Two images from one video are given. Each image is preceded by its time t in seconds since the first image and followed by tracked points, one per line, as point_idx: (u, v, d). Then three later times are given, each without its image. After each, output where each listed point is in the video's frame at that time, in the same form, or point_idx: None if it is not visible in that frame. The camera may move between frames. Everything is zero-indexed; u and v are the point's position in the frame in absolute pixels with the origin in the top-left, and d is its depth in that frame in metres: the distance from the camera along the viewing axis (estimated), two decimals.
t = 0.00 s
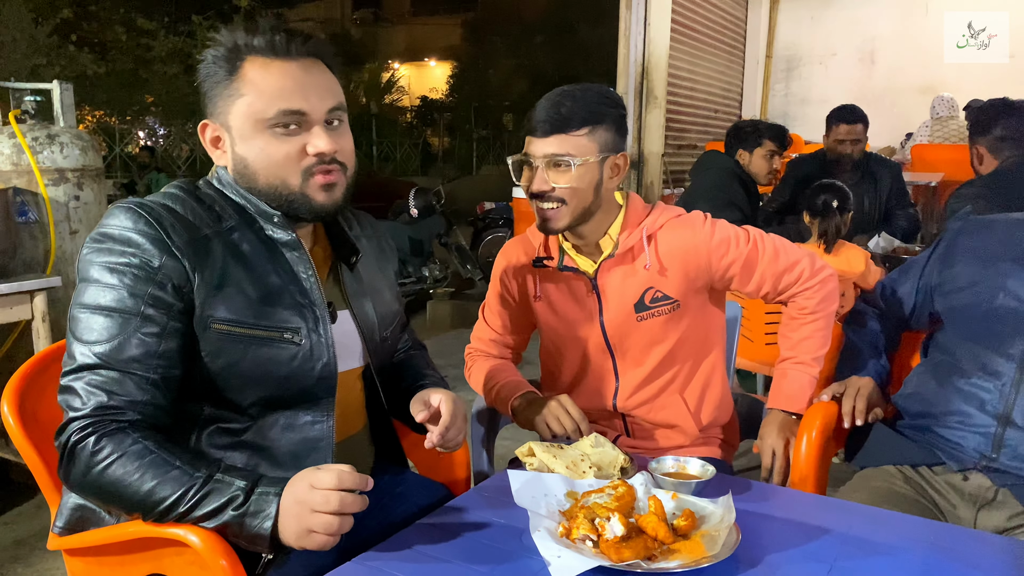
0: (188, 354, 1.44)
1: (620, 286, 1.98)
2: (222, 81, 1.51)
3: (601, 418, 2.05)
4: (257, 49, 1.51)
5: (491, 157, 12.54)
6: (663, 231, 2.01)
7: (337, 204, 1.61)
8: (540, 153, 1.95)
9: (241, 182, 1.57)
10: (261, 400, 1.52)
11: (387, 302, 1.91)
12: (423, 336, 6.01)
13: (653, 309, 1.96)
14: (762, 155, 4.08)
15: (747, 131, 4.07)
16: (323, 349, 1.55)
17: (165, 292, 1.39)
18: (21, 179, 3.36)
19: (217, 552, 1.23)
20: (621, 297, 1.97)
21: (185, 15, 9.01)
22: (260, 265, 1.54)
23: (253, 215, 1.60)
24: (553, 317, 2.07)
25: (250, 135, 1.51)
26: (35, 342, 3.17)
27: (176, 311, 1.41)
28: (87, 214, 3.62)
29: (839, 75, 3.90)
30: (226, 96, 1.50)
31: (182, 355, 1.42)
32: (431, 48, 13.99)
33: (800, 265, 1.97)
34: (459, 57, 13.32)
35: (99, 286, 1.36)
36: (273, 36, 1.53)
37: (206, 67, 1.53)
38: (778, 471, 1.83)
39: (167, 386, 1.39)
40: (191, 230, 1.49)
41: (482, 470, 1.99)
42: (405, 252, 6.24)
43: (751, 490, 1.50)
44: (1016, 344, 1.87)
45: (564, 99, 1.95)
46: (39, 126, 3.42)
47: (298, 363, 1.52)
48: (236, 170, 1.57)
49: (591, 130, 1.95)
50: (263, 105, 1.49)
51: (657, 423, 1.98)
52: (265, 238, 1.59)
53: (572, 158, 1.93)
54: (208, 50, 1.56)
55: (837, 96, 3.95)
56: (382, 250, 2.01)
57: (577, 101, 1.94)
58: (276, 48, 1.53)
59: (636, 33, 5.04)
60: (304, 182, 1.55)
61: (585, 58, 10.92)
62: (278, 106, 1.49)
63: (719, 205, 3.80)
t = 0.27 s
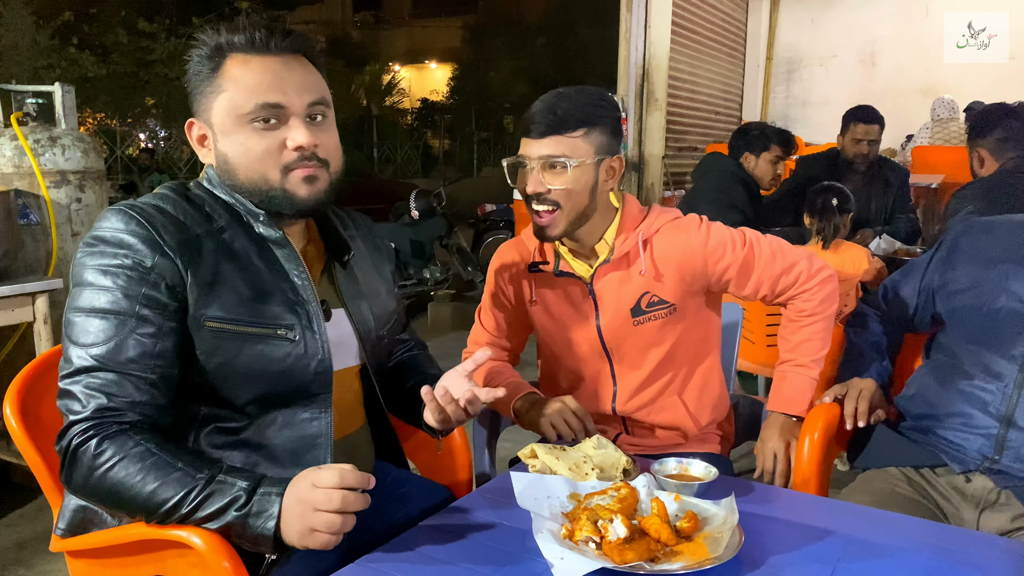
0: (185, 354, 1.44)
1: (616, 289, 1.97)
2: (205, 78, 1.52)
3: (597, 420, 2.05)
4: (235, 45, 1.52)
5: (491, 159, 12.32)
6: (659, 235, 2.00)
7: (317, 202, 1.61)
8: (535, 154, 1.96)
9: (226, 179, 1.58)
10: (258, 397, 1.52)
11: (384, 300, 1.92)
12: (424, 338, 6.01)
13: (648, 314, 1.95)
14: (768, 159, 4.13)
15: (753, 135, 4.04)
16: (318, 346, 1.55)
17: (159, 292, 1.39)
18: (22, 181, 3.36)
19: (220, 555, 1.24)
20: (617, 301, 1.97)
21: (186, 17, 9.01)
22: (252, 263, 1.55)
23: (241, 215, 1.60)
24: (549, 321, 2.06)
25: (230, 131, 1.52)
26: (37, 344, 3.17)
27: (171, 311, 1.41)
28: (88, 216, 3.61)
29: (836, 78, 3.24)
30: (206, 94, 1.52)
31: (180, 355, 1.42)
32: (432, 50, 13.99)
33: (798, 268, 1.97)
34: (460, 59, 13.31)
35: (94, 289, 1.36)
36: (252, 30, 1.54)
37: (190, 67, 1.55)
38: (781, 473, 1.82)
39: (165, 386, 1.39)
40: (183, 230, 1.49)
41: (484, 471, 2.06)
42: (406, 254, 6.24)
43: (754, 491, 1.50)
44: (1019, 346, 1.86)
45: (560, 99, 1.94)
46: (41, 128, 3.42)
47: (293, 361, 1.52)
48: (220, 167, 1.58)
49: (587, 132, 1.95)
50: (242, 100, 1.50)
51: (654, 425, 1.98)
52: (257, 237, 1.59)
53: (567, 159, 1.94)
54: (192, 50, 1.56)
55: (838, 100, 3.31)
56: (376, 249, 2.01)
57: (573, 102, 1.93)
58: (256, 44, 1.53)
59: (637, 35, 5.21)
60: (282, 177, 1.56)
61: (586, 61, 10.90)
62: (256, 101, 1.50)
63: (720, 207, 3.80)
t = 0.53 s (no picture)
0: (178, 353, 1.44)
1: (619, 289, 1.97)
2: (223, 68, 1.51)
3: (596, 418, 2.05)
4: (266, 44, 1.52)
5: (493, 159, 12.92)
6: (661, 235, 2.00)
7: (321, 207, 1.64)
8: (543, 149, 1.95)
9: (229, 173, 1.57)
10: (251, 396, 1.51)
11: (377, 300, 1.91)
12: (426, 337, 6.00)
13: (650, 313, 1.95)
14: (773, 156, 4.08)
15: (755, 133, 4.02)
16: (312, 342, 1.55)
17: (149, 291, 1.39)
18: (23, 181, 3.36)
19: (221, 554, 1.23)
20: (618, 302, 1.96)
21: (187, 17, 9.01)
22: (242, 260, 1.55)
23: (231, 211, 1.60)
24: (550, 318, 2.06)
25: (243, 127, 1.52)
26: (38, 344, 3.17)
27: (162, 310, 1.40)
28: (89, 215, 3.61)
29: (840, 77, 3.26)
30: (224, 82, 1.51)
31: (173, 353, 1.42)
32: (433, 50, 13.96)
33: (800, 266, 1.96)
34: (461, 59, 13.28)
35: (84, 290, 1.35)
36: (289, 35, 1.55)
37: (208, 53, 1.54)
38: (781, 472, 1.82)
39: (160, 384, 1.39)
40: (171, 229, 1.49)
41: (485, 469, 1.99)
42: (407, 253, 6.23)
43: (757, 490, 1.49)
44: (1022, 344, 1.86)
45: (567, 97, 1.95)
46: (42, 128, 3.42)
47: (286, 358, 1.52)
48: (223, 160, 1.57)
49: (596, 129, 1.95)
50: (264, 100, 1.50)
51: (654, 424, 1.98)
52: (246, 234, 1.59)
53: (576, 154, 1.93)
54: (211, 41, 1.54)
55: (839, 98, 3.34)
56: (369, 247, 2.00)
57: (581, 102, 1.93)
58: (289, 48, 1.54)
59: (638, 33, 5.15)
60: (291, 183, 1.57)
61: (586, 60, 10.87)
62: (279, 104, 1.51)
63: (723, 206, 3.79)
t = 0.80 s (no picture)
0: (175, 356, 1.44)
1: (631, 284, 1.98)
2: (236, 77, 1.50)
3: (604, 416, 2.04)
4: (280, 53, 1.53)
5: (494, 158, 12.85)
6: (674, 231, 2.02)
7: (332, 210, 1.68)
8: (557, 146, 1.99)
9: (240, 179, 1.56)
10: (249, 397, 1.52)
11: (374, 303, 1.92)
12: (428, 336, 6.01)
13: (661, 307, 1.95)
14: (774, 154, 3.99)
15: (753, 134, 3.99)
16: (311, 342, 1.55)
17: (145, 294, 1.39)
18: (26, 182, 3.38)
19: (225, 555, 1.24)
20: (630, 295, 1.97)
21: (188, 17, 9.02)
22: (238, 261, 1.55)
23: (228, 211, 1.60)
24: (562, 313, 2.06)
25: (260, 136, 1.51)
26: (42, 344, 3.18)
27: (158, 313, 1.40)
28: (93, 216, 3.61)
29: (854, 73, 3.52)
30: (239, 92, 1.49)
31: (169, 355, 1.42)
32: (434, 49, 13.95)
33: (806, 261, 1.96)
34: (462, 58, 13.27)
35: (79, 295, 1.35)
36: (301, 44, 1.57)
37: (216, 60, 1.52)
38: (776, 466, 1.79)
39: (158, 388, 1.39)
40: (166, 231, 1.49)
41: (488, 469, 1.94)
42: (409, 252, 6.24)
43: (760, 489, 1.49)
44: None
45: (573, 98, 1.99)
46: (45, 129, 3.44)
47: (284, 357, 1.52)
48: (237, 169, 1.56)
49: (606, 124, 2.00)
50: (284, 109, 1.51)
51: (661, 421, 1.98)
52: (242, 234, 1.59)
53: (591, 149, 1.97)
54: (220, 46, 1.54)
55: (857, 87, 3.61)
56: (365, 248, 2.01)
57: (590, 98, 1.99)
58: (303, 56, 1.56)
59: (639, 32, 5.00)
60: (306, 190, 1.59)
61: (588, 59, 10.86)
62: (299, 113, 1.52)
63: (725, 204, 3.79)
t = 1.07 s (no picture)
0: (182, 358, 1.43)
1: (637, 280, 1.98)
2: (257, 84, 1.48)
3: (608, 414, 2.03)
4: (302, 61, 1.52)
5: (495, 157, 13.06)
6: (679, 228, 2.03)
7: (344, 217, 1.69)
8: (562, 142, 1.99)
9: (260, 185, 1.56)
10: (256, 399, 1.52)
11: (381, 304, 1.92)
12: (429, 336, 6.01)
13: (667, 301, 1.96)
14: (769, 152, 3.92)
15: (746, 133, 3.91)
16: (317, 345, 1.55)
17: (153, 295, 1.38)
18: (27, 183, 3.38)
19: (228, 554, 1.23)
20: (637, 290, 1.98)
21: (188, 17, 9.04)
22: (247, 264, 1.55)
23: (238, 212, 1.60)
24: (568, 310, 2.05)
25: (281, 145, 1.51)
26: (44, 345, 3.18)
27: (166, 314, 1.40)
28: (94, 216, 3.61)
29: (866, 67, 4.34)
30: (261, 100, 1.49)
31: (176, 357, 1.41)
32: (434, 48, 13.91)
33: (810, 256, 1.97)
34: (462, 57, 13.25)
35: (86, 294, 1.35)
36: (322, 52, 1.57)
37: (236, 65, 1.51)
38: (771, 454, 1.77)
39: (164, 390, 1.38)
40: (176, 232, 1.48)
41: (490, 467, 1.94)
42: (410, 251, 6.25)
43: (763, 487, 1.49)
44: None
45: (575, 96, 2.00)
46: (45, 130, 3.44)
47: (292, 361, 1.52)
48: (255, 174, 1.56)
49: (610, 120, 2.00)
50: (305, 118, 1.51)
51: (667, 418, 1.97)
52: (250, 234, 1.59)
53: (596, 144, 1.97)
54: (237, 48, 1.53)
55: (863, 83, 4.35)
56: (370, 248, 2.01)
57: (596, 97, 1.99)
58: (323, 65, 1.56)
59: (640, 29, 4.97)
60: (323, 199, 1.60)
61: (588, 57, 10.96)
62: (320, 122, 1.53)
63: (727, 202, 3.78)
